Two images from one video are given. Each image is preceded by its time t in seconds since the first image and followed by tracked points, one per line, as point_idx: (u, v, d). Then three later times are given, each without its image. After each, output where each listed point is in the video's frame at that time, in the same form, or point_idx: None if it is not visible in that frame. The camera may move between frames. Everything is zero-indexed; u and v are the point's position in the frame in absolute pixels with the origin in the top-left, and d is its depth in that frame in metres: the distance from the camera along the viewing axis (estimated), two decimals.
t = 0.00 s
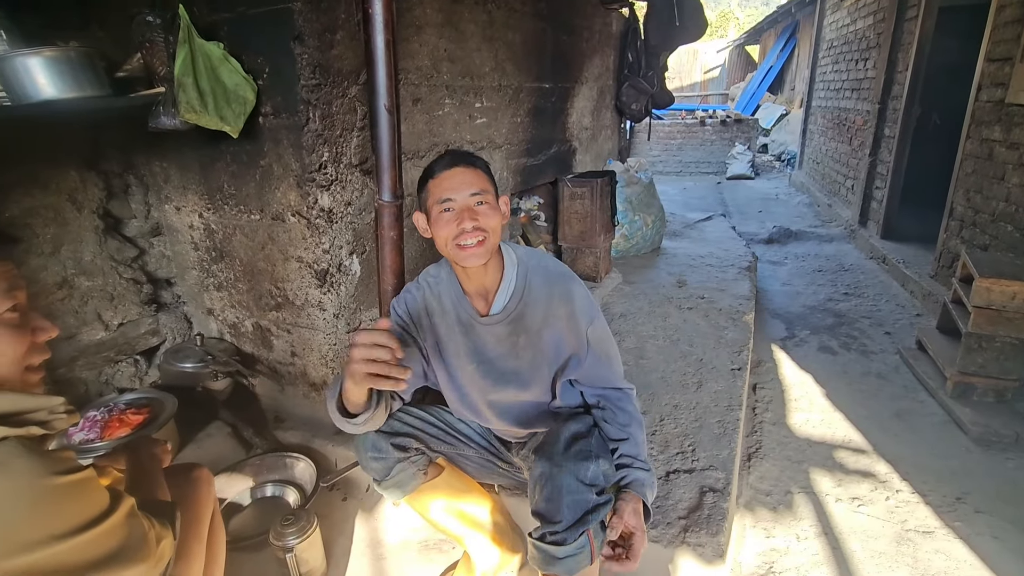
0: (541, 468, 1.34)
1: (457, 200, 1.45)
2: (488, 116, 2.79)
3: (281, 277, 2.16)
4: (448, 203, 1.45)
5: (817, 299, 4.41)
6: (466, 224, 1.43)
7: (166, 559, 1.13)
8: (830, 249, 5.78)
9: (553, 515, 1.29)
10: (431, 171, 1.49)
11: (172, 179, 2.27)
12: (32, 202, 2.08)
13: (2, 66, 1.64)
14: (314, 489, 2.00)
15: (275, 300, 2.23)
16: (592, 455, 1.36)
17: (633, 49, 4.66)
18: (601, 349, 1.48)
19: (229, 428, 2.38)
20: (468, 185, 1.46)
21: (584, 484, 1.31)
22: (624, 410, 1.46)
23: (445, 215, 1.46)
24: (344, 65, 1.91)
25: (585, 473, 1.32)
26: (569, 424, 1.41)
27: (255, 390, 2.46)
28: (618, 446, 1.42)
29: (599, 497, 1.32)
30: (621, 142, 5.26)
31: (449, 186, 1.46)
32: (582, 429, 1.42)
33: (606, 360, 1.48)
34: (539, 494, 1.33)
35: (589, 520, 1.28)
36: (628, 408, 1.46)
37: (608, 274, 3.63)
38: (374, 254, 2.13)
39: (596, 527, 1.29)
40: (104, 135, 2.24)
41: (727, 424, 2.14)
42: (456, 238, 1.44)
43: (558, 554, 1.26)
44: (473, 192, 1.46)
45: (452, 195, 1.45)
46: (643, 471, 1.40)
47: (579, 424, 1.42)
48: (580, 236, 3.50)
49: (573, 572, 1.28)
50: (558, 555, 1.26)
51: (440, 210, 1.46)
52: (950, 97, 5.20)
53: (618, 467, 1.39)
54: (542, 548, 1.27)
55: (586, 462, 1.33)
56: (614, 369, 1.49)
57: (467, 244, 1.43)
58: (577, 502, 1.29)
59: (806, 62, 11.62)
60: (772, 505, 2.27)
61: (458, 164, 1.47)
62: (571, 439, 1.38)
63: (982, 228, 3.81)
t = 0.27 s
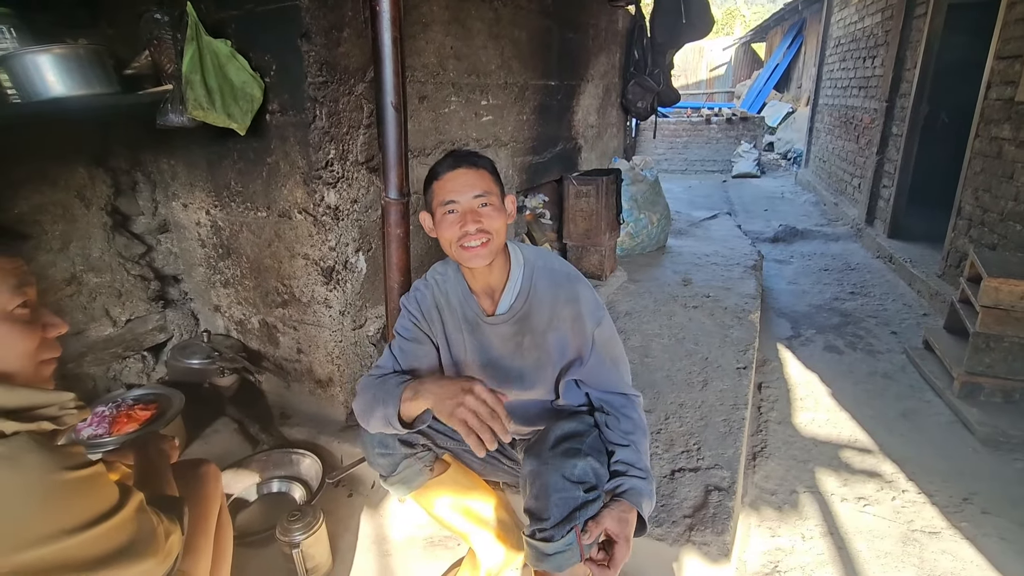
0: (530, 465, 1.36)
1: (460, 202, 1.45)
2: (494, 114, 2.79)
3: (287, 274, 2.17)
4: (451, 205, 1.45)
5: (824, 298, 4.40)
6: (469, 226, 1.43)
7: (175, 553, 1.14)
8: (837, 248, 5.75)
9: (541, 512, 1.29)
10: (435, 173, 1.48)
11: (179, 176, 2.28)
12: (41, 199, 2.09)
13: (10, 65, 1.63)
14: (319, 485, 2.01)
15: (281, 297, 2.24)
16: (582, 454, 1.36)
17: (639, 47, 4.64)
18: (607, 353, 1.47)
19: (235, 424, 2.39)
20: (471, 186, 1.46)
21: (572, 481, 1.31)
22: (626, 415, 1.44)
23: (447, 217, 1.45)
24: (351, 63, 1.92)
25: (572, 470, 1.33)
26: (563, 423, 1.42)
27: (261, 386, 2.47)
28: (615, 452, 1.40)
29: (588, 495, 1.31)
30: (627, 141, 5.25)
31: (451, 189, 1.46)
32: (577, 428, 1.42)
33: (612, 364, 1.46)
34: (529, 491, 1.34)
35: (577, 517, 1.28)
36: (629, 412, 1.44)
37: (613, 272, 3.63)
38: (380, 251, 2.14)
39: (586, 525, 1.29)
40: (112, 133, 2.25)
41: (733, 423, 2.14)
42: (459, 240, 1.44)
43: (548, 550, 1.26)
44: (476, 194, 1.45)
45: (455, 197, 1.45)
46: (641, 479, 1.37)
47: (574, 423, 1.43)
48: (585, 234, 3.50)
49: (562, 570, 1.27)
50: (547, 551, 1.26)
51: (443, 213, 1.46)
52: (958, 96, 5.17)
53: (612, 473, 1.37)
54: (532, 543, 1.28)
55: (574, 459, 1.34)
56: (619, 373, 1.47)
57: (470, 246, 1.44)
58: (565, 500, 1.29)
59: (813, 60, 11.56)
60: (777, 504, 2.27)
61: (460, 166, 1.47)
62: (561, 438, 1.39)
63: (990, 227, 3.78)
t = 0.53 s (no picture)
0: (550, 462, 1.35)
1: (476, 193, 1.45)
2: (500, 110, 2.79)
3: (293, 269, 2.18)
4: (468, 195, 1.45)
5: (830, 295, 4.38)
6: (484, 217, 1.44)
7: (182, 545, 1.15)
8: (844, 245, 5.72)
9: (561, 508, 1.29)
10: (452, 162, 1.49)
11: (186, 172, 2.29)
12: (49, 194, 2.10)
13: (18, 60, 1.64)
14: (325, 480, 2.03)
15: (287, 293, 2.25)
16: (601, 451, 1.36)
17: (645, 43, 4.63)
18: (615, 348, 1.46)
19: (241, 419, 2.40)
20: (488, 178, 1.46)
21: (594, 478, 1.31)
22: (636, 410, 1.43)
23: (463, 207, 1.45)
24: (357, 59, 1.92)
25: (594, 467, 1.32)
26: (579, 420, 1.42)
27: (268, 381, 2.48)
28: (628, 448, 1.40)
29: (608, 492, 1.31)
30: (633, 137, 5.23)
31: (469, 179, 1.46)
32: (592, 425, 1.42)
33: (620, 359, 1.46)
34: (548, 487, 1.33)
35: (599, 514, 1.28)
36: (640, 408, 1.44)
37: (618, 269, 3.62)
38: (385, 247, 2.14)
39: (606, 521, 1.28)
40: (119, 128, 2.26)
41: (737, 420, 2.13)
42: (473, 231, 1.44)
43: (568, 547, 1.25)
44: (494, 186, 1.46)
45: (471, 188, 1.45)
46: (653, 475, 1.37)
47: (589, 420, 1.43)
48: (590, 231, 3.49)
49: (582, 567, 1.27)
50: (568, 548, 1.25)
51: (458, 202, 1.46)
52: (968, 92, 5.12)
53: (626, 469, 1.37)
54: (552, 540, 1.27)
55: (594, 456, 1.33)
56: (627, 369, 1.46)
57: (484, 238, 1.44)
58: (587, 497, 1.29)
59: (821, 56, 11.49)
60: (782, 502, 2.26)
61: (479, 157, 1.47)
62: (580, 435, 1.39)
63: (999, 225, 3.76)
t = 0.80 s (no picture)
0: (574, 459, 1.34)
1: (477, 196, 1.45)
2: (504, 106, 2.79)
3: (298, 265, 2.19)
4: (468, 198, 1.45)
5: (834, 292, 4.37)
6: (486, 220, 1.44)
7: (188, 537, 1.16)
8: (848, 242, 5.71)
9: (584, 508, 1.30)
10: (450, 165, 1.49)
11: (192, 168, 2.30)
12: (57, 190, 2.11)
13: (26, 57, 1.65)
14: (330, 474, 2.04)
15: (292, 288, 2.26)
16: (624, 450, 1.35)
17: (650, 38, 4.61)
18: (619, 346, 1.48)
19: (247, 413, 2.42)
20: (489, 180, 1.46)
21: (618, 478, 1.31)
22: (645, 408, 1.44)
23: (464, 210, 1.45)
24: (361, 55, 1.92)
25: (618, 467, 1.32)
26: (597, 417, 1.42)
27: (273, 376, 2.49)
28: (644, 445, 1.40)
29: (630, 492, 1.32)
30: (637, 133, 5.22)
31: (469, 181, 1.46)
32: (609, 423, 1.41)
33: (625, 357, 1.47)
34: (571, 485, 1.33)
35: (622, 514, 1.29)
36: (649, 406, 1.45)
37: (622, 265, 3.62)
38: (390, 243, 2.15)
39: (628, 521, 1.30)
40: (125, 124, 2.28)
41: (740, 417, 2.14)
42: (475, 234, 1.44)
43: (591, 546, 1.27)
44: (494, 189, 1.46)
45: (472, 190, 1.45)
46: (667, 472, 1.38)
47: (605, 417, 1.42)
48: (594, 227, 3.49)
49: (603, 564, 1.29)
50: (591, 546, 1.27)
51: (459, 205, 1.46)
52: (975, 88, 5.09)
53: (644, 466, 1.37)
54: (575, 539, 1.28)
55: (619, 456, 1.33)
56: (633, 366, 1.47)
57: (484, 240, 1.44)
58: (611, 496, 1.29)
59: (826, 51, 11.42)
60: (784, 498, 2.27)
61: (479, 158, 1.47)
62: (602, 433, 1.38)
63: (1006, 222, 3.74)
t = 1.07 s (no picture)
0: (572, 456, 1.36)
1: (478, 189, 1.46)
2: (506, 102, 2.78)
3: (301, 262, 2.20)
4: (471, 191, 1.46)
5: (838, 288, 4.36)
6: (487, 213, 1.44)
7: (196, 532, 1.17)
8: (852, 238, 5.69)
9: (581, 504, 1.31)
10: (453, 158, 1.49)
11: (196, 166, 2.31)
12: (62, 188, 2.12)
13: (31, 55, 1.65)
14: (335, 469, 2.05)
15: (296, 285, 2.27)
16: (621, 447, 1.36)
17: (653, 34, 4.59)
18: (621, 344, 1.48)
19: (252, 409, 2.43)
20: (490, 173, 1.46)
21: (615, 475, 1.32)
22: (645, 405, 1.45)
23: (465, 203, 1.46)
24: (363, 52, 1.92)
25: (615, 463, 1.33)
26: (596, 414, 1.43)
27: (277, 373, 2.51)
28: (642, 443, 1.40)
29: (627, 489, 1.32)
30: (639, 129, 5.21)
31: (471, 174, 1.46)
32: (608, 420, 1.42)
33: (626, 355, 1.47)
34: (569, 482, 1.35)
35: (618, 511, 1.29)
36: (649, 405, 1.45)
37: (625, 261, 3.62)
38: (393, 240, 2.15)
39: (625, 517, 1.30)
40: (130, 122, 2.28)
41: (743, 413, 2.14)
42: (476, 228, 1.45)
43: (587, 542, 1.27)
44: (496, 182, 1.46)
45: (474, 183, 1.46)
46: (666, 471, 1.38)
47: (605, 415, 1.43)
48: (597, 224, 3.49)
49: (600, 562, 1.28)
50: (587, 543, 1.27)
51: (461, 198, 1.47)
52: (980, 82, 5.06)
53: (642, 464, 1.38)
54: (571, 535, 1.28)
55: (616, 453, 1.34)
56: (635, 364, 1.48)
57: (486, 233, 1.44)
58: (608, 493, 1.30)
59: (830, 46, 11.36)
60: (788, 494, 2.27)
61: (481, 152, 1.47)
62: (600, 430, 1.39)
63: (1011, 217, 3.72)
